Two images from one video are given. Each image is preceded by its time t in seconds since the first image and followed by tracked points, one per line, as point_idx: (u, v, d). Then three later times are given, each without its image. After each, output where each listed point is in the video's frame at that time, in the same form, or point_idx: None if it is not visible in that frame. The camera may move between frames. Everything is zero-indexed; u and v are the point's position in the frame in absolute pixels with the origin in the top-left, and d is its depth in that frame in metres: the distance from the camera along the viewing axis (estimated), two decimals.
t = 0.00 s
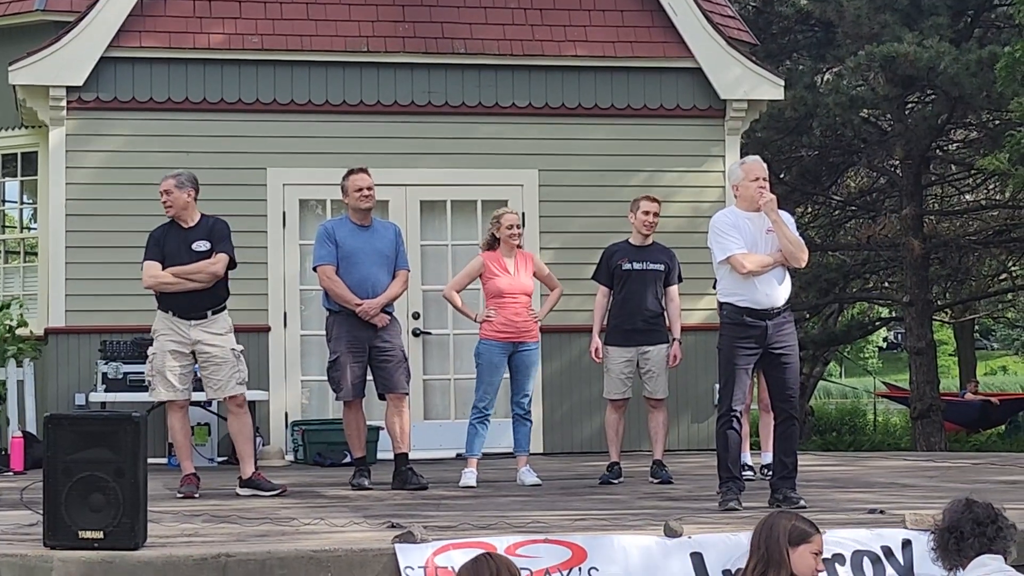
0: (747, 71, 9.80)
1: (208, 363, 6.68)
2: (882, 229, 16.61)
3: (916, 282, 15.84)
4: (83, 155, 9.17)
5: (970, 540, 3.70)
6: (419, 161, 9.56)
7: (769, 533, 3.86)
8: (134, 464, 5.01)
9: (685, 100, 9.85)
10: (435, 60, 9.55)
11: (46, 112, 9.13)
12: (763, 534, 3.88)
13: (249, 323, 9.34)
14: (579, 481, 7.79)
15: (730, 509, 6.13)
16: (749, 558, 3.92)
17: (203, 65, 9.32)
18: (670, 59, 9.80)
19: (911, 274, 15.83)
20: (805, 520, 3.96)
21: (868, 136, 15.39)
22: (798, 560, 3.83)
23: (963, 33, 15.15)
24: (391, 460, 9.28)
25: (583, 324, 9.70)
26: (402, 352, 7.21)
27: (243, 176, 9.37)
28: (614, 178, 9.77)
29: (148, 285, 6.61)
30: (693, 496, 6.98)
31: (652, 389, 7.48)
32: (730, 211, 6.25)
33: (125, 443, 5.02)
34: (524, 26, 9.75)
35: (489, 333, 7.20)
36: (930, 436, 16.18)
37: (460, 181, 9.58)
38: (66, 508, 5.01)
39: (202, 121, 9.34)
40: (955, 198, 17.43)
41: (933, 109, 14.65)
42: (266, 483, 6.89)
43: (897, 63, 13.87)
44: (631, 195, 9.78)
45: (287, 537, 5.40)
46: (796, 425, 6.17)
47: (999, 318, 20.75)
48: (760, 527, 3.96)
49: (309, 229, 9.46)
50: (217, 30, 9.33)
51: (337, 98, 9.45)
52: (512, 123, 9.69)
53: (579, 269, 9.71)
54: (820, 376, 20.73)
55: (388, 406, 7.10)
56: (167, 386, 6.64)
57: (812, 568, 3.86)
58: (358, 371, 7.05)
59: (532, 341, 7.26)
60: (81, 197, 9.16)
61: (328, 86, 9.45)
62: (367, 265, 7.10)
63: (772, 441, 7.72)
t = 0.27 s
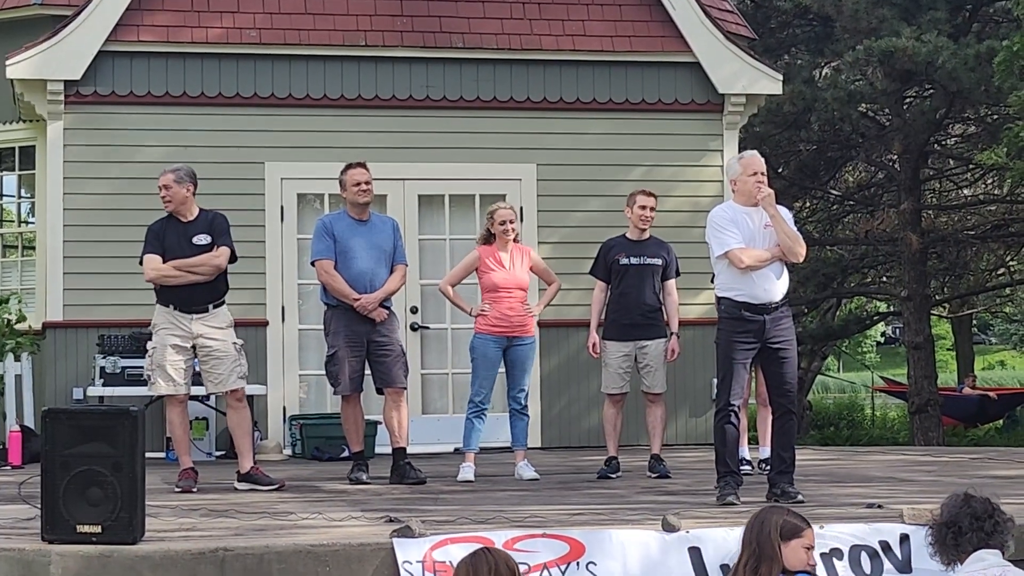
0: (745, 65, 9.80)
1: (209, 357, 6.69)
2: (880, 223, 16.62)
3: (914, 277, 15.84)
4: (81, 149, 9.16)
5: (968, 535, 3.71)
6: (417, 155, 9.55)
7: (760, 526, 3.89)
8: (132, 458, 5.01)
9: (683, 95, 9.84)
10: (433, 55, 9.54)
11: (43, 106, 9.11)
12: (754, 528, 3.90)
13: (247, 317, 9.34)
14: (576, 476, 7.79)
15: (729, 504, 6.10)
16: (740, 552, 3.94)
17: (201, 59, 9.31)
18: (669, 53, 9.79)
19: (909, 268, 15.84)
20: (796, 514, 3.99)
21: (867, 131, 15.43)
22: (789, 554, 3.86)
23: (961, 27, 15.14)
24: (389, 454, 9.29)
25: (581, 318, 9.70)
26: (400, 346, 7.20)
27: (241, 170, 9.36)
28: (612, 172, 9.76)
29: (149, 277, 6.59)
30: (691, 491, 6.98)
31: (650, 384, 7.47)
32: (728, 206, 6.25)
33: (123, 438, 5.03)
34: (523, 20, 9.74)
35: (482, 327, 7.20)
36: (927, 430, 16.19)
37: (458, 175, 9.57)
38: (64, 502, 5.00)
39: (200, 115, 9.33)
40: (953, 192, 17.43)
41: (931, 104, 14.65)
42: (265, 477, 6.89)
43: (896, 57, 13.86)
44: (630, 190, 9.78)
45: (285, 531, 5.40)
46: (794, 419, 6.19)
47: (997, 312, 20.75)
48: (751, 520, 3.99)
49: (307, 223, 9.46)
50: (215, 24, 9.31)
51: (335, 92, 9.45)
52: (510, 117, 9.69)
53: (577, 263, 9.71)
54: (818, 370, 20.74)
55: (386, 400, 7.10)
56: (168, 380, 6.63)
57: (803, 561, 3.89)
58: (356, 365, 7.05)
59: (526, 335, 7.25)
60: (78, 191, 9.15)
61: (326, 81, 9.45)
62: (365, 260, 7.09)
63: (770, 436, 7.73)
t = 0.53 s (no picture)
0: (744, 59, 9.78)
1: (211, 350, 6.69)
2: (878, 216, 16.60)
3: (912, 270, 15.85)
4: (79, 142, 9.15)
5: (966, 528, 3.70)
6: (416, 149, 9.54)
7: (753, 520, 3.88)
8: (130, 452, 5.03)
9: (682, 88, 9.83)
10: (431, 48, 9.53)
11: (41, 99, 9.10)
12: (747, 522, 3.90)
13: (246, 310, 9.33)
14: (575, 469, 7.79)
15: (727, 497, 6.12)
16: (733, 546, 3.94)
17: (199, 52, 9.30)
18: (667, 47, 9.78)
19: (908, 262, 15.84)
20: (789, 507, 3.99)
21: (866, 125, 15.42)
22: (783, 547, 3.86)
23: (960, 21, 15.13)
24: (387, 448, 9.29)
25: (580, 312, 9.70)
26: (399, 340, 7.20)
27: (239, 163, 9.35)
28: (611, 166, 9.76)
29: (154, 269, 6.57)
30: (689, 484, 6.99)
31: (649, 377, 7.48)
32: (726, 200, 6.25)
33: (121, 431, 5.05)
34: (521, 13, 9.72)
35: (470, 320, 7.21)
36: (926, 424, 16.19)
37: (456, 169, 9.57)
38: (61, 496, 4.99)
39: (199, 109, 9.32)
40: (952, 186, 17.42)
41: (929, 98, 14.64)
42: (263, 471, 6.89)
43: (894, 51, 13.85)
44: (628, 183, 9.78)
45: (283, 525, 5.40)
46: (792, 413, 6.17)
47: (996, 306, 20.75)
48: (744, 514, 3.98)
49: (306, 216, 9.45)
50: (212, 17, 9.30)
51: (333, 85, 9.44)
52: (509, 111, 9.68)
53: (576, 256, 9.70)
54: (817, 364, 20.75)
55: (385, 393, 7.10)
56: (170, 373, 6.62)
57: (797, 554, 3.88)
58: (355, 358, 7.05)
59: (515, 329, 7.26)
60: (76, 185, 9.14)
61: (325, 74, 9.44)
62: (362, 253, 7.09)
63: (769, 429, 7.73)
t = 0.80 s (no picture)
0: (743, 53, 9.77)
1: (212, 343, 6.72)
2: (877, 210, 16.86)
3: (912, 264, 15.85)
4: (78, 135, 9.15)
5: (964, 522, 3.71)
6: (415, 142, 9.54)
7: (755, 516, 3.86)
8: (128, 445, 5.01)
9: (681, 82, 9.83)
10: (431, 41, 9.52)
11: (41, 92, 9.09)
12: (748, 519, 3.87)
13: (244, 304, 9.33)
14: (573, 463, 7.79)
15: (726, 491, 6.12)
16: (730, 543, 3.91)
17: (199, 45, 9.29)
18: (666, 40, 9.77)
19: (907, 256, 15.84)
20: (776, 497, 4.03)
21: (865, 119, 15.41)
22: (783, 540, 3.90)
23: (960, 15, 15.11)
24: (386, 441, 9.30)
25: (578, 306, 9.71)
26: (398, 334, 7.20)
27: (238, 157, 9.34)
28: (610, 159, 9.76)
29: (167, 263, 6.52)
30: (688, 478, 6.99)
31: (649, 370, 7.47)
32: (725, 194, 6.24)
33: (120, 424, 5.03)
34: (521, 6, 9.71)
35: (458, 313, 7.21)
36: (924, 418, 16.20)
37: (456, 162, 9.56)
38: (60, 488, 4.99)
39: (198, 102, 9.31)
40: (951, 179, 17.42)
41: (929, 91, 14.63)
42: (262, 464, 6.90)
43: (894, 44, 13.85)
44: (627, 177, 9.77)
45: (282, 518, 5.40)
46: (790, 406, 6.16)
47: (995, 300, 20.77)
48: (734, 509, 3.95)
49: (305, 210, 9.45)
50: (211, 9, 9.29)
51: (332, 78, 9.43)
52: (508, 104, 9.68)
53: (575, 250, 9.70)
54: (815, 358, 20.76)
55: (384, 386, 7.11)
56: (174, 367, 6.60)
57: (793, 546, 3.95)
58: (354, 352, 7.05)
59: (504, 323, 7.25)
60: (75, 178, 9.14)
61: (324, 67, 9.43)
62: (361, 247, 7.08)
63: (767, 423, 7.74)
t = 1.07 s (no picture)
0: (744, 47, 9.76)
1: (212, 337, 6.74)
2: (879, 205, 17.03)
3: (912, 260, 15.85)
4: (78, 129, 9.14)
5: (965, 517, 3.70)
6: (415, 137, 9.53)
7: (768, 509, 3.73)
8: (129, 438, 5.02)
9: (682, 76, 9.81)
10: (431, 35, 9.51)
11: (41, 85, 9.09)
12: (763, 513, 3.72)
13: (244, 298, 9.33)
14: (574, 457, 7.79)
15: (727, 485, 6.12)
16: (737, 542, 3.74)
17: (199, 39, 9.28)
18: (667, 35, 9.75)
19: (907, 251, 15.84)
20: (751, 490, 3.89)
21: (866, 114, 15.39)
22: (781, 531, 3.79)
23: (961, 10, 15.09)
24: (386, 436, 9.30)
25: (579, 300, 9.70)
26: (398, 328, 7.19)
27: (238, 151, 9.34)
28: (611, 154, 9.75)
29: (181, 260, 6.52)
30: (688, 472, 6.99)
31: (648, 364, 7.47)
32: (726, 188, 6.24)
33: (120, 417, 5.04)
34: (522, 1, 9.70)
35: (451, 308, 7.21)
36: (925, 413, 16.19)
37: (456, 156, 9.55)
38: (61, 482, 4.99)
39: (198, 96, 9.31)
40: (952, 174, 17.41)
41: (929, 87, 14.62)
42: (264, 456, 6.91)
43: (895, 39, 13.85)
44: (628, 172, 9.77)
45: (282, 512, 5.40)
46: (790, 401, 6.17)
47: (995, 295, 20.77)
48: (733, 506, 3.78)
49: (305, 204, 9.44)
50: (212, 3, 9.28)
51: (333, 72, 9.42)
52: (509, 98, 9.67)
53: (576, 245, 9.70)
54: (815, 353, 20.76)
55: (385, 380, 7.10)
56: (178, 362, 6.60)
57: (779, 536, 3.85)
58: (354, 346, 7.04)
59: (498, 318, 7.25)
60: (76, 171, 9.13)
61: (325, 61, 9.42)
62: (362, 240, 7.08)
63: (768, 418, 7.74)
